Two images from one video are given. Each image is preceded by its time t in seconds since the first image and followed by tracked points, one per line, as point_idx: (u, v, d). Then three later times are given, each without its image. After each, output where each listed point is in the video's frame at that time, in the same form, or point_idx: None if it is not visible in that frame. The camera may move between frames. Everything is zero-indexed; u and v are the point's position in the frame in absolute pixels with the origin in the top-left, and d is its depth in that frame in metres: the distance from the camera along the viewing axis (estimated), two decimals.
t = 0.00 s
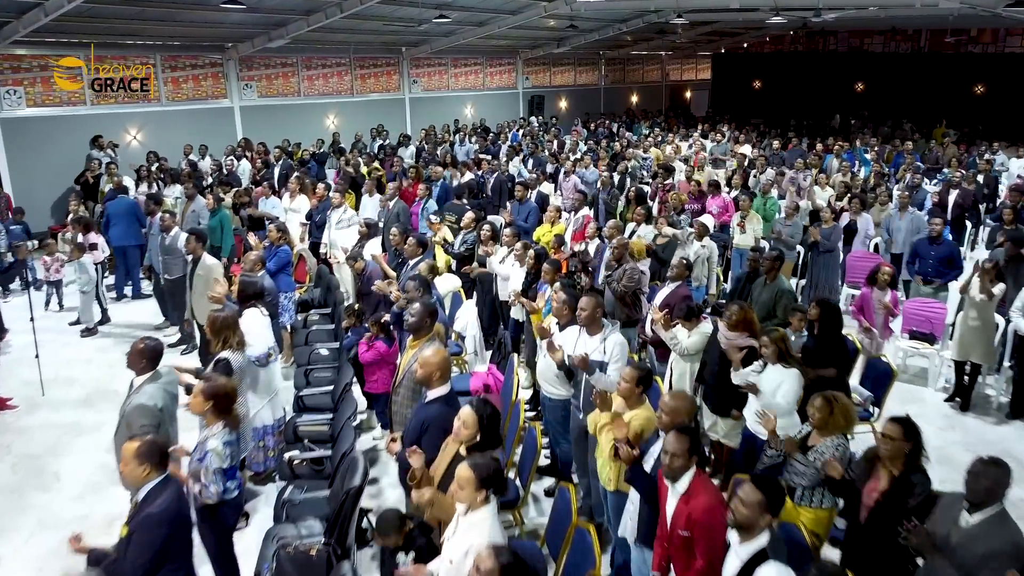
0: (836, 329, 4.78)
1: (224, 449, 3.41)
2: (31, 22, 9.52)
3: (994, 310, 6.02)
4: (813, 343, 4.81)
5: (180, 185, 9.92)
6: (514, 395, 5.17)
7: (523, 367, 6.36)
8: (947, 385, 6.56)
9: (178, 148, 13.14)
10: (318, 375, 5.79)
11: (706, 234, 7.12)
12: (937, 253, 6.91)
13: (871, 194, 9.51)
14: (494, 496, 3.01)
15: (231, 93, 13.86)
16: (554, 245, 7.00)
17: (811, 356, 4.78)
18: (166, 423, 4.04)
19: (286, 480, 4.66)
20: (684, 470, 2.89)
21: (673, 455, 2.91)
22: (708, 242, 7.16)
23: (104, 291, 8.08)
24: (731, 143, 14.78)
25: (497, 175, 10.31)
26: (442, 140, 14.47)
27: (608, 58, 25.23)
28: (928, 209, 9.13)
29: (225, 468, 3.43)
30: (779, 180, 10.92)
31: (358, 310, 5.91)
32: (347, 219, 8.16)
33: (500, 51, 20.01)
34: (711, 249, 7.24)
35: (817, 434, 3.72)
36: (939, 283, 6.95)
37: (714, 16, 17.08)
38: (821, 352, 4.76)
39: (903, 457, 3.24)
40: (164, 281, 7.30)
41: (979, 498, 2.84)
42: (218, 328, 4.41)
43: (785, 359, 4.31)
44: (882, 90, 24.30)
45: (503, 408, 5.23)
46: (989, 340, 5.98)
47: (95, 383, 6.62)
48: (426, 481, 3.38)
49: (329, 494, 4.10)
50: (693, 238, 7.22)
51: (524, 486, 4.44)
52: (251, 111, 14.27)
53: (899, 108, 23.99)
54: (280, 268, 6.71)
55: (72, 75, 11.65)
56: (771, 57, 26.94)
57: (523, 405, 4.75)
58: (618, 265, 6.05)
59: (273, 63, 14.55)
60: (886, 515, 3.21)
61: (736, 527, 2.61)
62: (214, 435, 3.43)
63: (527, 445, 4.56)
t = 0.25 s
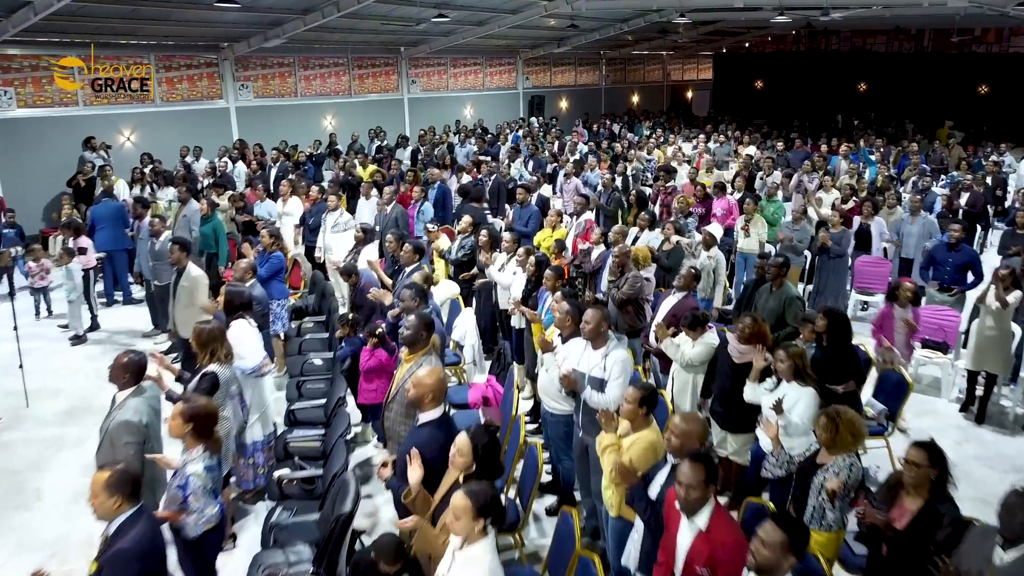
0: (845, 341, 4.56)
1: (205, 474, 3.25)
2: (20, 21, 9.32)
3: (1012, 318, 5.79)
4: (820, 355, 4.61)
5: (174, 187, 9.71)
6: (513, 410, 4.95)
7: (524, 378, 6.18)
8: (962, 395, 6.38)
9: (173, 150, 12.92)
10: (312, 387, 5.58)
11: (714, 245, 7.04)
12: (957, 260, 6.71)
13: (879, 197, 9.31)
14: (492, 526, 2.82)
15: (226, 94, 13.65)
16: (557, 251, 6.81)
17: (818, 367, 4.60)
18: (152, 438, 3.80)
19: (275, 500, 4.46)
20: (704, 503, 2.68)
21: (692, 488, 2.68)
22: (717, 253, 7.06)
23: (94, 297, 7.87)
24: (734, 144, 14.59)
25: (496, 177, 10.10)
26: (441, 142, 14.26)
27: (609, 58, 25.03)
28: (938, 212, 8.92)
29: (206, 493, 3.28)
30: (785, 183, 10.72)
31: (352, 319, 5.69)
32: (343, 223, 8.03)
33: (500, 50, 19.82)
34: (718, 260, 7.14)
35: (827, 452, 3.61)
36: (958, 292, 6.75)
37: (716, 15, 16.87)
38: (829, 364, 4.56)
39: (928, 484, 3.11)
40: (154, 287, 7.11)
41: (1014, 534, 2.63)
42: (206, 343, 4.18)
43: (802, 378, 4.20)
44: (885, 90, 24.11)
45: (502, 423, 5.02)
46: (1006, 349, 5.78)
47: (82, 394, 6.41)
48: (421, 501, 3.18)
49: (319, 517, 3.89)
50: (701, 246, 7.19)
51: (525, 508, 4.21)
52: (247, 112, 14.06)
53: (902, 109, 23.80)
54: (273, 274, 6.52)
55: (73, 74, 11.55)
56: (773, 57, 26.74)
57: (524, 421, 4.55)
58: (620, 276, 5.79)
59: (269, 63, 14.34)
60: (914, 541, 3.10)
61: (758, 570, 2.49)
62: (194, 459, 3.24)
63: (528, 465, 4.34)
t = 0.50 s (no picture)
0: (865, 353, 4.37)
1: (185, 502, 3.02)
2: (8, 21, 9.12)
3: None
4: (838, 367, 4.33)
5: (166, 190, 9.50)
6: (512, 426, 4.71)
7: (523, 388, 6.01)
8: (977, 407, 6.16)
9: (167, 152, 12.72)
10: (304, 401, 5.37)
11: (720, 247, 6.66)
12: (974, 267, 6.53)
13: (887, 200, 9.10)
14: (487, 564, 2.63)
15: (222, 94, 13.44)
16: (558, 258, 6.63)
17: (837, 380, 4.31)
18: (134, 453, 3.46)
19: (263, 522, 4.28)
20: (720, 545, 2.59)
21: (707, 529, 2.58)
22: (722, 256, 6.69)
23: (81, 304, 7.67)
24: (737, 145, 14.38)
25: (496, 180, 9.88)
26: (440, 143, 14.06)
27: (610, 58, 24.81)
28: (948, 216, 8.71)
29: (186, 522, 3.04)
30: (790, 185, 10.51)
31: (346, 330, 5.42)
32: (338, 226, 7.86)
33: (500, 50, 19.60)
34: (723, 263, 6.74)
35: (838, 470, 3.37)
36: (974, 299, 6.59)
37: (719, 14, 16.66)
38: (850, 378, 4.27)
39: (952, 513, 2.91)
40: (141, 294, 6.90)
41: None
42: (189, 356, 3.88)
43: (822, 395, 3.98)
44: (888, 90, 23.89)
45: (502, 439, 4.78)
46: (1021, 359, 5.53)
47: (66, 406, 6.21)
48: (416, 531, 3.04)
49: (307, 543, 3.70)
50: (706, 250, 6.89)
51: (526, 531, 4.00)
52: (243, 112, 13.83)
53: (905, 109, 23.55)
54: (262, 281, 6.28)
55: (72, 75, 11.41)
56: (775, 56, 26.49)
57: (524, 439, 4.32)
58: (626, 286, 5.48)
59: (265, 63, 14.12)
60: None
61: None
62: (174, 486, 3.01)
63: (529, 486, 4.13)
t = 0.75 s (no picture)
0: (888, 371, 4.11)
1: (158, 538, 2.79)
2: None
3: None
4: (860, 383, 4.09)
5: (158, 193, 9.29)
6: (511, 444, 4.49)
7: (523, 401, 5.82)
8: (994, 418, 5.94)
9: (161, 153, 12.51)
10: (295, 414, 5.14)
11: (725, 256, 6.43)
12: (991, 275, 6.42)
13: (896, 204, 8.89)
14: None
15: (217, 95, 13.21)
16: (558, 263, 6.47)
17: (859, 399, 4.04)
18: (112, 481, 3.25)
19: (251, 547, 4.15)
20: None
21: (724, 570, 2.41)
22: (726, 265, 6.45)
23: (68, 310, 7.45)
24: (741, 146, 14.17)
25: (495, 182, 9.66)
26: (439, 144, 13.84)
27: (611, 57, 24.59)
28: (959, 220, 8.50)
29: (162, 559, 2.82)
30: (795, 188, 10.30)
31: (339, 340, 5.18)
32: (334, 231, 7.66)
33: (500, 50, 19.38)
34: (728, 272, 6.50)
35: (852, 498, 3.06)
36: (991, 307, 6.48)
37: (722, 14, 16.44)
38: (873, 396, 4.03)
39: (980, 546, 2.71)
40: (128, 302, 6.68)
41: None
42: (169, 373, 3.55)
43: (842, 418, 3.86)
44: (891, 90, 23.69)
45: (501, 457, 4.55)
46: None
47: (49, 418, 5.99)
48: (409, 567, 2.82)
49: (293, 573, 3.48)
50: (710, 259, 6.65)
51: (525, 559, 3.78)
52: (238, 113, 13.60)
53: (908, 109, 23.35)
54: (252, 289, 6.07)
55: (72, 74, 11.29)
56: (777, 56, 26.27)
57: (524, 458, 4.11)
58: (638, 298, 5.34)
59: (261, 63, 13.89)
60: None
61: None
62: (148, 521, 2.79)
63: (528, 510, 3.90)
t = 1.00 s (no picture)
0: (919, 389, 3.85)
1: None
2: None
3: None
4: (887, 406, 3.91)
5: (150, 196, 9.08)
6: (510, 464, 4.26)
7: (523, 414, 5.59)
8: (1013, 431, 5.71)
9: (155, 155, 12.29)
10: (286, 429, 4.93)
11: (728, 256, 6.22)
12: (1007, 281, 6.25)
13: (906, 207, 8.67)
14: None
15: (212, 95, 12.99)
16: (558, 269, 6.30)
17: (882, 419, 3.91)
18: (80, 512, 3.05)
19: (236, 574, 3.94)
20: None
21: None
22: (731, 266, 6.23)
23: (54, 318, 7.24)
24: (744, 147, 13.97)
25: (494, 185, 9.44)
26: (438, 145, 13.63)
27: (612, 57, 24.39)
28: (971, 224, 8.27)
29: None
30: (801, 191, 10.09)
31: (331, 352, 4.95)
32: (330, 237, 7.50)
33: (500, 49, 19.17)
34: (732, 274, 6.28)
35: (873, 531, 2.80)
36: (1009, 316, 6.26)
37: (725, 12, 16.22)
38: (898, 419, 3.85)
39: None
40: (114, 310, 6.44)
41: None
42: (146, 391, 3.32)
43: (860, 438, 3.62)
44: (895, 90, 23.47)
45: (501, 478, 4.33)
46: None
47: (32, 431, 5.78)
48: None
49: None
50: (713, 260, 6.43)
51: None
52: (233, 114, 13.38)
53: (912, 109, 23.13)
54: (241, 298, 5.85)
55: (71, 74, 11.17)
56: (779, 55, 26.03)
57: (523, 478, 3.88)
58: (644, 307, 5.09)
59: (257, 62, 13.67)
60: None
61: None
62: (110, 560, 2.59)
63: (529, 533, 3.66)
